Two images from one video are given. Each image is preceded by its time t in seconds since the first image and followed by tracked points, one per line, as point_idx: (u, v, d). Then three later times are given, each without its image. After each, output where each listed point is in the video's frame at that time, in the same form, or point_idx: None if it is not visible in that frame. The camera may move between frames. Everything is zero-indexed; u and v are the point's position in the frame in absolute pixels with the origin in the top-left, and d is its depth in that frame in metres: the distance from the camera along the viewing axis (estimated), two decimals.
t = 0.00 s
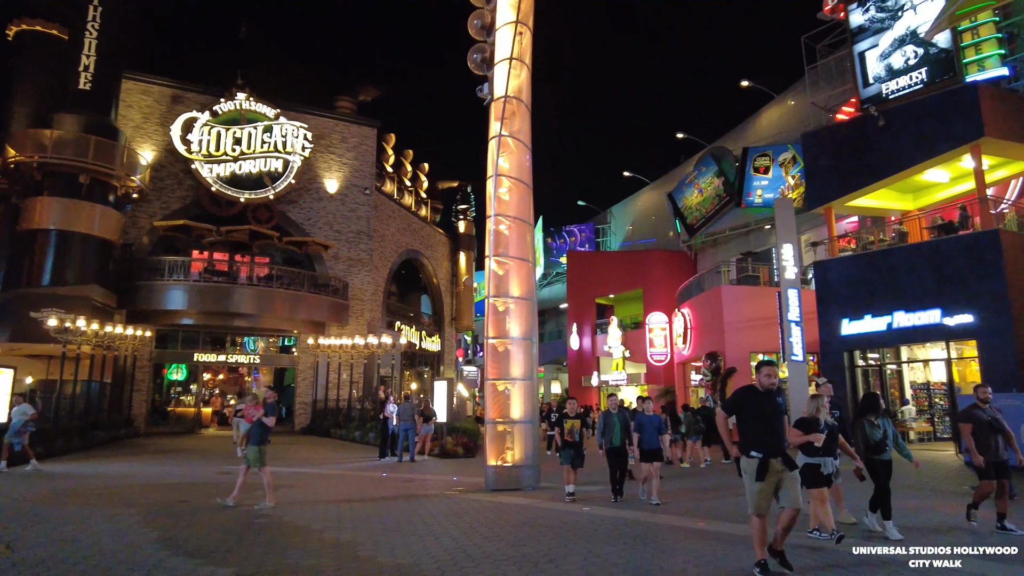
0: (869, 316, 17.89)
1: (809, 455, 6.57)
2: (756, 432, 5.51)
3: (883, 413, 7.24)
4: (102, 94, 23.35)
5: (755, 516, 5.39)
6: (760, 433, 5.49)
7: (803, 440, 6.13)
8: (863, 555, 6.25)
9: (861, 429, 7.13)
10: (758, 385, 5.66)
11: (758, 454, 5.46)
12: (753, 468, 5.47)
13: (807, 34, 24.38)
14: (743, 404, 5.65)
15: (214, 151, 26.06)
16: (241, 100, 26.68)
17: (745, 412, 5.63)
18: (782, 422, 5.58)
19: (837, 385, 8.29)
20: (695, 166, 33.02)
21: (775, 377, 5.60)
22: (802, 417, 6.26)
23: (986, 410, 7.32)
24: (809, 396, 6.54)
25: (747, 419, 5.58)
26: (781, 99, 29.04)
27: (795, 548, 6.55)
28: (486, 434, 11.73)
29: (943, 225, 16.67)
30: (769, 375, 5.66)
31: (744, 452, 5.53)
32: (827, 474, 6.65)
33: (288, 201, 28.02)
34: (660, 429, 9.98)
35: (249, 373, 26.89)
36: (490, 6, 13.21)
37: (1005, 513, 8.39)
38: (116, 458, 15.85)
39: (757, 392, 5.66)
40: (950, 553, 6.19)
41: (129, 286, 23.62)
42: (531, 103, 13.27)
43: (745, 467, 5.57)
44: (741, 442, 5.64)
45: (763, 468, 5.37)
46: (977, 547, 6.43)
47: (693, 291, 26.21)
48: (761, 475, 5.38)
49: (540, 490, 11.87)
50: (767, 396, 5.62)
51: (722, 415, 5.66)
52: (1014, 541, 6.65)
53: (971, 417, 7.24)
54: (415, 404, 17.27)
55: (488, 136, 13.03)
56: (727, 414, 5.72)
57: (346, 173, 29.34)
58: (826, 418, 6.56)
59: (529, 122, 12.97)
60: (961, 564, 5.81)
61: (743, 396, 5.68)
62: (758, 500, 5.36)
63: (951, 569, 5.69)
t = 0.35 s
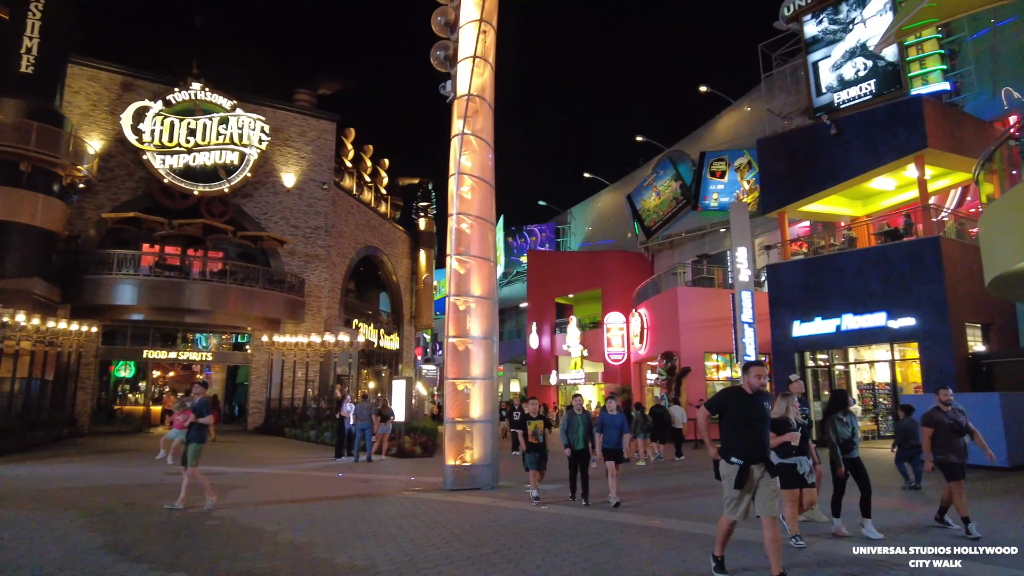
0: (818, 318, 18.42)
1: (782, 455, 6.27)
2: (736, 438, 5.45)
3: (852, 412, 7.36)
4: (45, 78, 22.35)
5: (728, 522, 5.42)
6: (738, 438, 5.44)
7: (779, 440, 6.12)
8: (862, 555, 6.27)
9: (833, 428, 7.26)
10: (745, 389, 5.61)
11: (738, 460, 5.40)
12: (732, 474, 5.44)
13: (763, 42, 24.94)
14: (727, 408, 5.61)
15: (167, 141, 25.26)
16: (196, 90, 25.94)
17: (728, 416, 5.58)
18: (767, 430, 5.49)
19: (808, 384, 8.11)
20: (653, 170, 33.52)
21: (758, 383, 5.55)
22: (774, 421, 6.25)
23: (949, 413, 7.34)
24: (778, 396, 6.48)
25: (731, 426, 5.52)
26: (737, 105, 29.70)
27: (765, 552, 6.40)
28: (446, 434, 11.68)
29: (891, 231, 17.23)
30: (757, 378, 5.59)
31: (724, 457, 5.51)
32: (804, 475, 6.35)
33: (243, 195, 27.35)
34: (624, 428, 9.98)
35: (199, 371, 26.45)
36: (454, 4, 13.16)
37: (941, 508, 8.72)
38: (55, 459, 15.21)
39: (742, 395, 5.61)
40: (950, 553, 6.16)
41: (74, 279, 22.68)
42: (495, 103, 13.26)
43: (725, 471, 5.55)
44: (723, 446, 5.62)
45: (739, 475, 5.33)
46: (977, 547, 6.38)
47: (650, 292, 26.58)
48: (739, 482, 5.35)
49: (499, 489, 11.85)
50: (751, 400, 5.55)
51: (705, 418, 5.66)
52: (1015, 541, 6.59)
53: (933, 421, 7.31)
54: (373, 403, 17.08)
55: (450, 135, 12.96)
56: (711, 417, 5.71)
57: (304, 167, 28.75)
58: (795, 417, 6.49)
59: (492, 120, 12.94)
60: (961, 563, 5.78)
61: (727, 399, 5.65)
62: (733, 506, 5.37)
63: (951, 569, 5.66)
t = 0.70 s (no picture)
0: (772, 320, 18.87)
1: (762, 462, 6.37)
2: (721, 432, 5.24)
3: (830, 411, 7.11)
4: None
5: (724, 519, 5.03)
6: (724, 434, 5.22)
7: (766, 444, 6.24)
8: (862, 555, 6.26)
9: (810, 426, 6.95)
10: (726, 383, 5.39)
11: (721, 456, 5.16)
12: (715, 469, 5.17)
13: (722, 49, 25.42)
14: (710, 402, 5.37)
15: (118, 133, 24.42)
16: (150, 80, 25.23)
17: (709, 410, 5.36)
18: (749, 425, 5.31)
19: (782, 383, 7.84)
20: (614, 172, 33.92)
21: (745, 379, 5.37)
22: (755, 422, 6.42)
23: (912, 409, 7.05)
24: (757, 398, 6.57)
25: (716, 421, 5.29)
26: (696, 111, 30.24)
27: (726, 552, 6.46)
28: (404, 434, 11.57)
29: (840, 236, 17.84)
30: (738, 372, 5.39)
31: (707, 452, 5.23)
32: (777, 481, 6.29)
33: (198, 189, 26.55)
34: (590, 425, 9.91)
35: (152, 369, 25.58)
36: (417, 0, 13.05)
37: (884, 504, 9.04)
38: None
39: (724, 390, 5.39)
40: (950, 553, 6.15)
41: (17, 274, 21.69)
42: (457, 101, 13.19)
43: (706, 466, 5.26)
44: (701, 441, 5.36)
45: (725, 470, 5.08)
46: (977, 547, 6.36)
47: (610, 292, 26.84)
48: (724, 477, 5.09)
49: (457, 490, 11.80)
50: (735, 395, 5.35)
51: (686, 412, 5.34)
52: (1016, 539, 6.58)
53: (899, 416, 6.96)
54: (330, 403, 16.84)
55: (412, 132, 12.84)
56: (690, 411, 5.42)
57: (261, 162, 28.11)
58: (774, 421, 6.54)
59: (454, 119, 12.88)
60: (961, 564, 5.79)
61: (708, 392, 5.41)
62: (727, 502, 5.02)
63: (951, 569, 5.66)
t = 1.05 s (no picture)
0: (729, 322, 19.23)
1: (735, 455, 6.35)
2: (699, 436, 4.79)
3: (806, 414, 6.95)
4: None
5: (704, 528, 4.67)
6: (707, 438, 4.79)
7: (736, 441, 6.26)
8: (862, 555, 6.16)
9: (785, 429, 6.79)
10: (701, 382, 4.91)
11: (703, 461, 4.75)
12: (697, 476, 4.76)
13: (685, 54, 25.83)
14: (688, 405, 4.84)
15: (67, 123, 23.48)
16: (102, 69, 24.38)
17: (684, 413, 4.83)
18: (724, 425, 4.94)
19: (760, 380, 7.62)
20: (577, 174, 34.19)
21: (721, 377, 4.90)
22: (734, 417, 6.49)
23: (890, 410, 7.08)
24: (737, 394, 6.74)
25: (695, 425, 4.79)
26: (658, 115, 30.65)
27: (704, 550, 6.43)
28: (363, 434, 11.45)
29: (798, 241, 18.18)
30: (712, 371, 4.92)
31: (686, 457, 4.79)
32: (754, 476, 6.36)
33: (152, 183, 25.73)
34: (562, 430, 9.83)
35: (102, 369, 24.99)
36: None
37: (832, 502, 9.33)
38: None
39: (697, 391, 4.89)
40: (950, 553, 6.11)
41: None
42: (420, 99, 13.10)
43: (683, 473, 4.82)
44: (676, 445, 4.88)
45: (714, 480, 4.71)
46: (976, 547, 6.34)
47: (572, 293, 27.01)
48: (710, 485, 4.71)
49: (416, 490, 11.71)
50: (709, 394, 4.89)
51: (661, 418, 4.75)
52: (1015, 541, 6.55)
53: (877, 417, 6.96)
54: (287, 403, 16.57)
55: (374, 129, 12.69)
56: (663, 416, 4.82)
57: (219, 156, 27.36)
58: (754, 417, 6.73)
59: (417, 116, 12.78)
60: (962, 564, 5.75)
61: (681, 394, 4.87)
62: (709, 511, 4.68)
63: (953, 569, 5.60)
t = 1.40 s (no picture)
0: (692, 323, 19.52)
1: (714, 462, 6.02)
2: (677, 437, 4.45)
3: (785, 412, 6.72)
4: None
5: (674, 538, 4.32)
6: (685, 440, 4.44)
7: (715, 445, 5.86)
8: (863, 555, 6.21)
9: (767, 429, 6.54)
10: (683, 381, 4.58)
11: (679, 465, 4.39)
12: (671, 480, 4.42)
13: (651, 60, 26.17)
14: (668, 404, 4.50)
15: (19, 112, 22.85)
16: (57, 57, 23.54)
17: (662, 412, 4.51)
18: (706, 428, 4.56)
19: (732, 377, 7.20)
20: (545, 176, 34.32)
21: (704, 373, 4.57)
22: (711, 424, 6.09)
23: (870, 410, 6.81)
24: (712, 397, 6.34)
25: (673, 426, 4.46)
26: (625, 119, 30.96)
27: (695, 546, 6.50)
28: (325, 436, 11.31)
29: (758, 244, 18.69)
30: (697, 369, 4.58)
31: (661, 461, 4.45)
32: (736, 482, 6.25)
33: (110, 177, 24.90)
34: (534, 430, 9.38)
35: (56, 368, 23.95)
36: None
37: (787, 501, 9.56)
38: None
39: (680, 391, 4.54)
40: (950, 553, 6.19)
41: None
42: (388, 97, 12.98)
43: (659, 477, 4.48)
44: (653, 447, 4.55)
45: (686, 483, 4.35)
46: (977, 548, 6.41)
47: (539, 294, 27.08)
48: (684, 492, 4.35)
49: (380, 492, 11.60)
50: (691, 391, 4.56)
51: (637, 417, 4.44)
52: (1017, 540, 6.62)
53: (853, 417, 6.74)
54: (248, 404, 16.26)
55: (339, 126, 12.55)
56: (640, 414, 4.52)
57: (180, 151, 26.67)
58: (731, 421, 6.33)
59: (384, 114, 12.66)
60: (961, 564, 5.83)
61: (661, 394, 4.55)
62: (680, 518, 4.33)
63: (953, 569, 5.70)
